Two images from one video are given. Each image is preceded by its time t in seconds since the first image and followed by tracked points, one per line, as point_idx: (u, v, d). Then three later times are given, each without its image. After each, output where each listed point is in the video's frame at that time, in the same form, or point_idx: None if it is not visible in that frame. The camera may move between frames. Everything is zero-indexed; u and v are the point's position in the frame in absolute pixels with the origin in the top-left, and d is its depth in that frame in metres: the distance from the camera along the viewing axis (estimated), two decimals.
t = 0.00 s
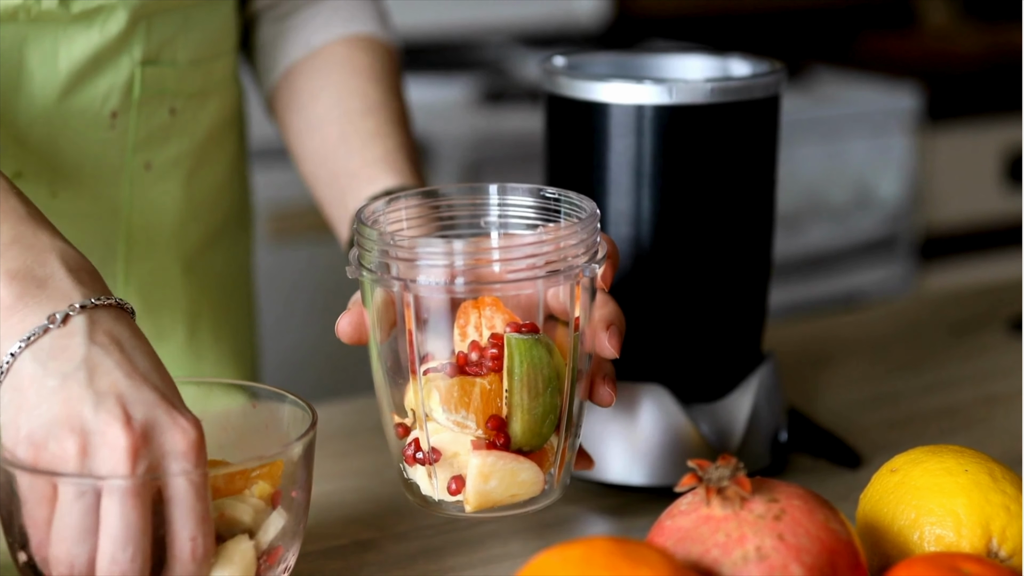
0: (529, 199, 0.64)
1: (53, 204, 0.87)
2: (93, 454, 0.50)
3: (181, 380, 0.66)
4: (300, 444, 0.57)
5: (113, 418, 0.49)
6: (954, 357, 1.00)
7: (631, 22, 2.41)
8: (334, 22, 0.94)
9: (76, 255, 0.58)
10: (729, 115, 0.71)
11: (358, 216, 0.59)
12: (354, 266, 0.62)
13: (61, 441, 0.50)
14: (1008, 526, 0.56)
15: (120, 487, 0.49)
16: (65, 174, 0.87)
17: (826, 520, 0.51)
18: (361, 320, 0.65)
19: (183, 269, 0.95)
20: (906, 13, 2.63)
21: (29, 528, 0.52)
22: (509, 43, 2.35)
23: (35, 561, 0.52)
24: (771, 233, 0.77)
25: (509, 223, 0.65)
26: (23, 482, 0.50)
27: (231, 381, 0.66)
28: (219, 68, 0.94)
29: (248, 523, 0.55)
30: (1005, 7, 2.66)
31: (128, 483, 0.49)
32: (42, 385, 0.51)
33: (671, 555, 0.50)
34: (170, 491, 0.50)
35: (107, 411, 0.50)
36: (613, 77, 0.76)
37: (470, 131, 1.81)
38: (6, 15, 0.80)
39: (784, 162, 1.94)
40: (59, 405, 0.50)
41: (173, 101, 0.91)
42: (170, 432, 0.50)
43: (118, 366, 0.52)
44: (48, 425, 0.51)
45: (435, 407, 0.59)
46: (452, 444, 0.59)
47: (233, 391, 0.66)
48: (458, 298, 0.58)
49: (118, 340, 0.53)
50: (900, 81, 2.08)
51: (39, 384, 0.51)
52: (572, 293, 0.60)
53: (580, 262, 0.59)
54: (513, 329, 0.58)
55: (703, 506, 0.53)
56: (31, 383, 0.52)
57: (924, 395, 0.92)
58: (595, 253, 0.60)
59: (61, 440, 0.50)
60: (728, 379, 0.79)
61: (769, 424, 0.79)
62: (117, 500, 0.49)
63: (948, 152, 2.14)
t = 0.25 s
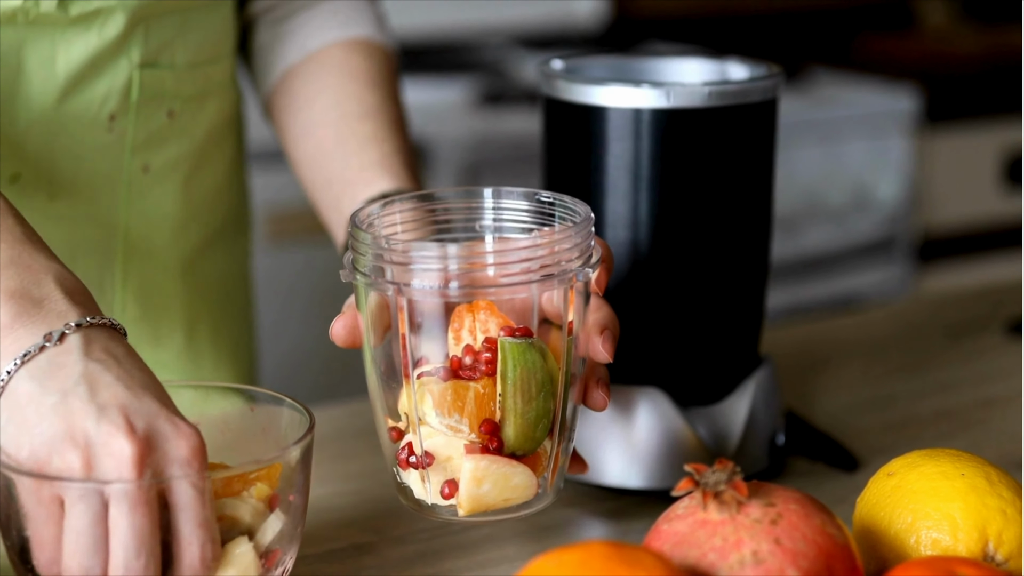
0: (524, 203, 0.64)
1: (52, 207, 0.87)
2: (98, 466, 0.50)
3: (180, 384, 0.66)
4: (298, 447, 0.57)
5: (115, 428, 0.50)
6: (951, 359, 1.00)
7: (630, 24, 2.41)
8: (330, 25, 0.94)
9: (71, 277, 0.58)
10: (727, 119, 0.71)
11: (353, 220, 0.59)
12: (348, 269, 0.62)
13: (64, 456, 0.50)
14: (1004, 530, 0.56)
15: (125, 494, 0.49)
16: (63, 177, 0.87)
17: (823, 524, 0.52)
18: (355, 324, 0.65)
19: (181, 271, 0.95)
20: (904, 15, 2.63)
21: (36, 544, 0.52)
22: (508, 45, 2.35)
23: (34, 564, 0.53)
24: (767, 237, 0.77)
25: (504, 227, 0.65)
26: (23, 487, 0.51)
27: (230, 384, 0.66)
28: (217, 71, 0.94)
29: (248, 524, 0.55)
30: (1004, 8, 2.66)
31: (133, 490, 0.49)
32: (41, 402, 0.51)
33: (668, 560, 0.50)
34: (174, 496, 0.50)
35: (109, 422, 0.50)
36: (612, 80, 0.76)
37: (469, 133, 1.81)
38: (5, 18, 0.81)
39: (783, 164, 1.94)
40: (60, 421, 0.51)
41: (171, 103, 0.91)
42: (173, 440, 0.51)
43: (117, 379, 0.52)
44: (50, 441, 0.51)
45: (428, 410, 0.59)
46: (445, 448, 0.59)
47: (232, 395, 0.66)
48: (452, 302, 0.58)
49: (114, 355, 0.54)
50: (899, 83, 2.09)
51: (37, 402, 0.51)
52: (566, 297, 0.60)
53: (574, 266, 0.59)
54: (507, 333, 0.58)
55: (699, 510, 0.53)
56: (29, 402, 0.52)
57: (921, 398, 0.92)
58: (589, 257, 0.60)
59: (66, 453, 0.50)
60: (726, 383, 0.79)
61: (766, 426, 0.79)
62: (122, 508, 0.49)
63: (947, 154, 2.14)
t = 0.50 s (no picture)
0: (517, 202, 0.64)
1: (49, 207, 0.87)
2: (79, 400, 0.50)
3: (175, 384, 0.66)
4: (294, 447, 0.57)
5: (96, 360, 0.50)
6: (949, 359, 1.00)
7: (628, 24, 2.41)
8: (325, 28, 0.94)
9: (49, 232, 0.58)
10: (724, 120, 0.72)
11: (346, 219, 0.59)
12: (341, 268, 0.63)
13: (46, 402, 0.51)
14: (1000, 530, 0.56)
15: (109, 424, 0.50)
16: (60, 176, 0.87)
17: (819, 524, 0.52)
18: (348, 323, 0.65)
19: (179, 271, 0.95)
20: (902, 16, 2.63)
21: (27, 497, 0.52)
22: (507, 46, 2.36)
23: (32, 563, 0.54)
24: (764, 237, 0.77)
25: (498, 227, 0.65)
26: (20, 483, 0.52)
27: (226, 384, 0.66)
28: (215, 73, 0.94)
29: (244, 525, 0.55)
30: (1002, 9, 2.67)
31: (118, 412, 0.50)
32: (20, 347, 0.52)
33: (664, 559, 0.51)
34: (159, 432, 0.51)
35: (88, 356, 0.51)
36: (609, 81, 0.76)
37: (467, 133, 1.81)
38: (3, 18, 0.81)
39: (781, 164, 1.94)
40: (42, 363, 0.51)
41: (168, 104, 0.91)
42: (153, 367, 0.51)
43: (97, 318, 0.52)
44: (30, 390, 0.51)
45: (421, 409, 0.59)
46: (439, 446, 0.59)
47: (229, 394, 0.66)
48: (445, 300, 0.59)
49: (90, 299, 0.53)
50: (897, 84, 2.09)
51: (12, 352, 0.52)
52: (560, 296, 0.61)
53: (568, 264, 0.59)
54: (501, 331, 0.58)
55: (695, 510, 0.53)
56: (8, 348, 0.52)
57: (918, 398, 0.92)
58: (583, 256, 0.60)
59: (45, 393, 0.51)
60: (723, 382, 0.79)
61: (763, 425, 0.79)
62: (108, 433, 0.50)
63: (945, 154, 2.14)
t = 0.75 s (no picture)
0: (515, 210, 0.64)
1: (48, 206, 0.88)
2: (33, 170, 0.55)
3: (173, 381, 0.67)
4: (293, 446, 0.57)
5: (45, 120, 0.54)
6: (947, 358, 1.00)
7: (627, 23, 2.41)
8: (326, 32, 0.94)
9: None
10: (721, 118, 0.72)
11: (345, 226, 0.59)
12: (339, 275, 0.62)
13: (42, 230, 0.56)
14: (996, 527, 0.56)
15: (73, 193, 0.54)
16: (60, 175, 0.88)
17: (816, 521, 0.52)
18: (348, 334, 0.65)
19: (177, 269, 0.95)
20: (901, 15, 2.63)
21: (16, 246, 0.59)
22: (507, 46, 2.36)
23: (32, 560, 0.55)
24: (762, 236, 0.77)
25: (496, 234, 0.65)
26: (20, 480, 0.54)
27: (224, 382, 0.66)
28: (214, 71, 0.95)
29: (243, 523, 0.55)
30: (1002, 9, 2.67)
31: (72, 167, 0.54)
32: None
33: (662, 556, 0.51)
34: (125, 182, 0.55)
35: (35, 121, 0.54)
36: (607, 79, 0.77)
37: (465, 133, 1.81)
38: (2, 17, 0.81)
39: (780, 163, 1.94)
40: None
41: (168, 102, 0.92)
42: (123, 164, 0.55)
43: (44, 75, 0.54)
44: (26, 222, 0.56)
45: (420, 417, 0.59)
46: (437, 454, 0.59)
47: (228, 393, 0.66)
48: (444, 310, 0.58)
49: (48, 54, 0.56)
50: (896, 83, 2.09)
51: None
52: (559, 303, 0.60)
53: (567, 272, 0.59)
54: (500, 340, 0.59)
55: (693, 507, 0.53)
56: None
57: (916, 396, 0.92)
58: (582, 265, 0.60)
59: (35, 205, 0.56)
60: (721, 381, 0.79)
61: (760, 424, 0.79)
62: (72, 196, 0.54)
63: (944, 154, 2.15)
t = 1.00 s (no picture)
0: (507, 208, 0.65)
1: (46, 204, 0.88)
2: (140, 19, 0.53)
3: (172, 381, 0.67)
4: (290, 447, 0.57)
5: None
6: (945, 359, 1.00)
7: (626, 24, 2.41)
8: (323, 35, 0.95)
9: None
10: (718, 120, 0.72)
11: (336, 226, 0.59)
12: (331, 276, 0.63)
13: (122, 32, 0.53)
14: (993, 527, 0.57)
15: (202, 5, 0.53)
16: (58, 176, 0.87)
17: (813, 521, 0.52)
18: (338, 332, 0.66)
19: (177, 270, 0.95)
20: (900, 16, 2.63)
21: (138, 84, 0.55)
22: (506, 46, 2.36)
23: (30, 560, 0.55)
24: (759, 237, 0.77)
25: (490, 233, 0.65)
26: (19, 480, 0.54)
27: (223, 381, 0.66)
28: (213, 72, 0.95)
29: (242, 524, 0.56)
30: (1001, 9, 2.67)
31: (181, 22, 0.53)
32: None
33: (659, 556, 0.51)
34: (261, 11, 0.54)
35: None
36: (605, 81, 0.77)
37: (464, 134, 1.81)
38: None
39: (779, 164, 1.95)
40: None
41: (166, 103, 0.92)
42: None
43: None
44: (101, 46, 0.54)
45: (411, 417, 0.59)
46: (429, 455, 0.59)
47: (226, 393, 0.66)
48: (435, 309, 0.59)
49: None
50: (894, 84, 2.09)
51: None
52: (550, 302, 0.61)
53: (557, 271, 0.59)
54: (492, 340, 0.59)
55: (690, 507, 0.53)
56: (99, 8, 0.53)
57: (913, 397, 0.92)
58: (573, 263, 0.60)
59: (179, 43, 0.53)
60: (718, 381, 0.79)
61: (758, 424, 0.79)
62: (173, 27, 0.53)
63: (943, 154, 2.15)
